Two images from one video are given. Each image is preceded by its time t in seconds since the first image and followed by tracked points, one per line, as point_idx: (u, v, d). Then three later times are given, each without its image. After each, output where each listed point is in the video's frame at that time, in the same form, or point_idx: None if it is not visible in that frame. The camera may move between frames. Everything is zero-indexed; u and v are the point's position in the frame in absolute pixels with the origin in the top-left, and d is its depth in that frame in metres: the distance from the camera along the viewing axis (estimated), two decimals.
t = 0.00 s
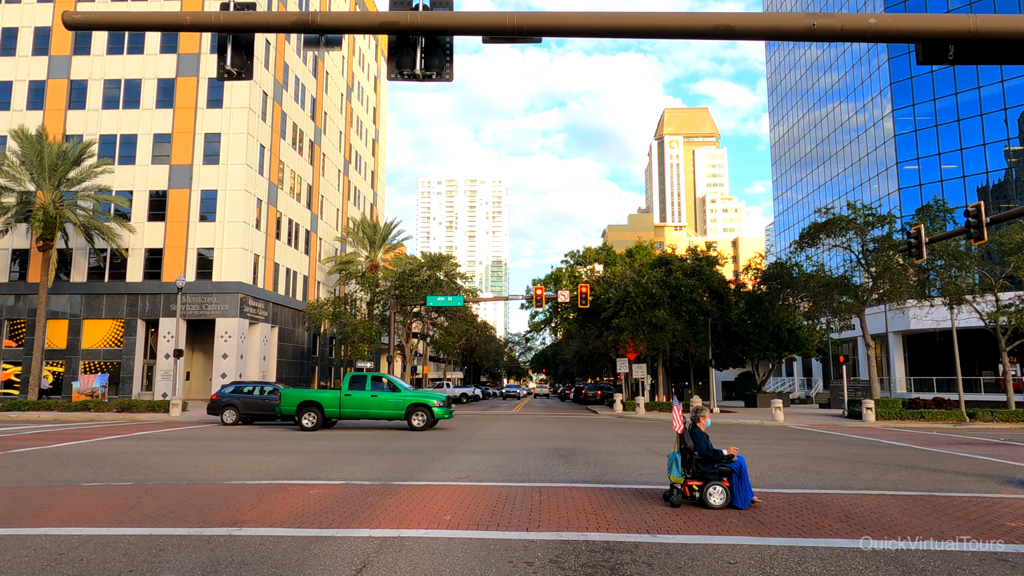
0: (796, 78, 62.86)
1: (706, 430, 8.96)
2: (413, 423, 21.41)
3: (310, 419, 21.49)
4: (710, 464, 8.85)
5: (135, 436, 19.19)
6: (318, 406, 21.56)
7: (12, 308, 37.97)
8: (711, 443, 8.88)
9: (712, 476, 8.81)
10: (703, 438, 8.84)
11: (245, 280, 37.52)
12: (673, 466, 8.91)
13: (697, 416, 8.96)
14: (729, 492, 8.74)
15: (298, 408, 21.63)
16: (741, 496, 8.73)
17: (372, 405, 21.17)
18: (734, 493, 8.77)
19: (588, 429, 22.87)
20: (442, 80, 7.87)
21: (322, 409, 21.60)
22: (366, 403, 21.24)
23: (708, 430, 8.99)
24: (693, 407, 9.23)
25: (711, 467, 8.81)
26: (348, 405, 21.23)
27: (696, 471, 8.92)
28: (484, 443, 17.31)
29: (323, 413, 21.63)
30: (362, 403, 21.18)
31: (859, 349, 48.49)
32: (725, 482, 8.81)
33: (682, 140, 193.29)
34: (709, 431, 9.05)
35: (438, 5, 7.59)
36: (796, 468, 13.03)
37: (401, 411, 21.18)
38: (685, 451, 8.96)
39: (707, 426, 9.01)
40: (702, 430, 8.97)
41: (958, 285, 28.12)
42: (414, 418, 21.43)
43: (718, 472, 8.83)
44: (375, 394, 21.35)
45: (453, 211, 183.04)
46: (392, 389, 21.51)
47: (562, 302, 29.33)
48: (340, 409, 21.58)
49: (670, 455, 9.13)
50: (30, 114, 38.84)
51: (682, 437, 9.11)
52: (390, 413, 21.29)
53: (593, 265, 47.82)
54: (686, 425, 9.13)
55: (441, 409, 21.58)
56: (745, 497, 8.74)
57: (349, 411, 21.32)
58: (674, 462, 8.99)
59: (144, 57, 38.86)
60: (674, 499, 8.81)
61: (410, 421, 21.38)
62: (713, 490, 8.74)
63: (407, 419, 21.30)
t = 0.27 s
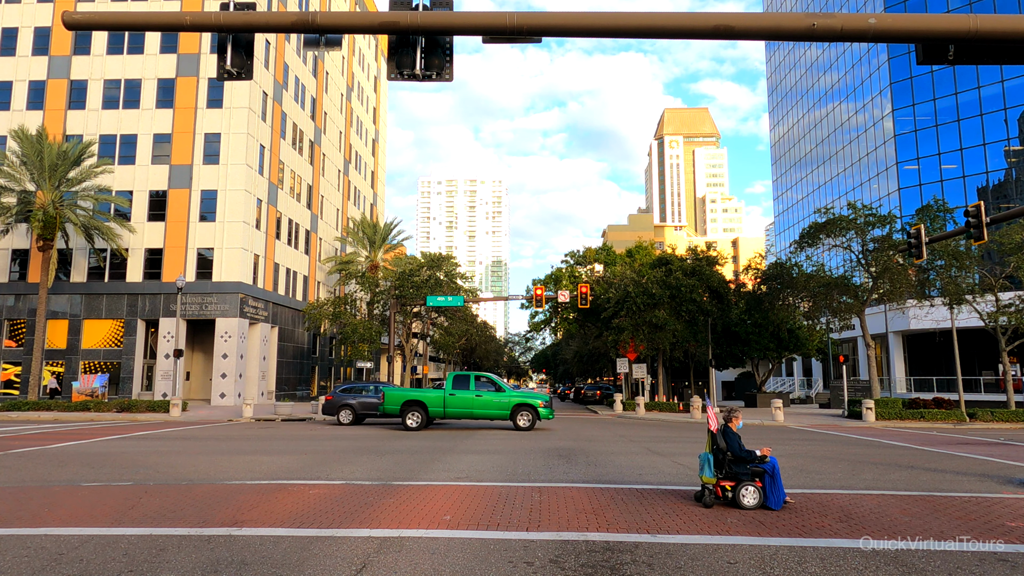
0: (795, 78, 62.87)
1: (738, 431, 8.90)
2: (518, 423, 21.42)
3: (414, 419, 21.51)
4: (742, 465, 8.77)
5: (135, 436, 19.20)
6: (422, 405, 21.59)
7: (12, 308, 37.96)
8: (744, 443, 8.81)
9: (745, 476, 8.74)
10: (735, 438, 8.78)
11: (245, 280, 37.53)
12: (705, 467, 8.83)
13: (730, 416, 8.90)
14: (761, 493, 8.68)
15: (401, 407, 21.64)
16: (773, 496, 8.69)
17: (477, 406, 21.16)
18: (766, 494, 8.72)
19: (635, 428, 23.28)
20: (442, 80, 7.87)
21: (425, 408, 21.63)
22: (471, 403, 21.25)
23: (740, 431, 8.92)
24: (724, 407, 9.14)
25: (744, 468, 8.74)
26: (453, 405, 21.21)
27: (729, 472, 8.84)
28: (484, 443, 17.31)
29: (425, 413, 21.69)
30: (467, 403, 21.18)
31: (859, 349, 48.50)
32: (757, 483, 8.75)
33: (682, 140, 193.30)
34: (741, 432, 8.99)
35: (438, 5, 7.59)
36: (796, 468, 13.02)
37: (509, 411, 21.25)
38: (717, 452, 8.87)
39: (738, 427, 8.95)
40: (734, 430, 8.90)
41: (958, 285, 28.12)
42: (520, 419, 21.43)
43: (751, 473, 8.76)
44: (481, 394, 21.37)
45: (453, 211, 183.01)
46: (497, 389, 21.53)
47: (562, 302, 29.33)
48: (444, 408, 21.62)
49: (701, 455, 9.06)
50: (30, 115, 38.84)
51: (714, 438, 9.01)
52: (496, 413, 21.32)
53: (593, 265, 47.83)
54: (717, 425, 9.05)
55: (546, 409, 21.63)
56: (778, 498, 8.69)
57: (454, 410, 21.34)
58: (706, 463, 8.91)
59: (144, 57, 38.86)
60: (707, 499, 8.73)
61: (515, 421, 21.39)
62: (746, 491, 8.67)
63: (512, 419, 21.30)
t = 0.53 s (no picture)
0: (795, 78, 62.86)
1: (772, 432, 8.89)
2: (621, 424, 21.55)
3: (520, 419, 21.67)
4: (776, 465, 8.79)
5: (135, 436, 19.19)
6: (527, 405, 21.72)
7: (12, 308, 37.97)
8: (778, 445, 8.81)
9: (778, 477, 8.73)
10: (769, 439, 8.78)
11: (245, 280, 37.53)
12: (738, 467, 8.87)
13: (763, 417, 8.90)
14: (795, 494, 8.65)
15: (507, 408, 21.87)
16: (808, 498, 8.62)
17: (584, 406, 21.33)
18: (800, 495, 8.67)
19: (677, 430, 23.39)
20: (442, 80, 7.87)
21: (530, 409, 21.84)
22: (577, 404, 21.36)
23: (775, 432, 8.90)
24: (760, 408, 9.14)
25: (777, 468, 8.75)
26: (560, 405, 21.38)
27: (763, 472, 8.86)
28: (484, 443, 17.30)
29: (530, 413, 21.82)
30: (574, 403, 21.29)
31: (859, 349, 48.52)
32: (791, 484, 8.73)
33: (682, 140, 193.28)
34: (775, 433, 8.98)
35: (438, 5, 7.59)
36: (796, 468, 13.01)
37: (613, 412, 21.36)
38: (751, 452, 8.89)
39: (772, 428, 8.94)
40: (768, 431, 8.89)
41: (958, 285, 28.11)
42: (625, 419, 21.48)
43: (784, 474, 8.75)
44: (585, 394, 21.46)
45: (453, 211, 182.97)
46: (601, 391, 21.62)
47: (562, 302, 29.33)
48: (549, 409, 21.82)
49: (735, 455, 9.08)
50: (30, 115, 38.85)
51: (748, 438, 9.04)
52: (602, 413, 21.43)
53: (593, 265, 47.84)
54: (751, 425, 9.05)
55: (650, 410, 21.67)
56: (812, 500, 8.62)
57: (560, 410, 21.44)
58: (738, 463, 8.94)
59: (144, 57, 38.86)
60: (739, 499, 8.78)
61: (620, 422, 21.43)
62: (779, 491, 8.67)
63: (618, 420, 21.45)
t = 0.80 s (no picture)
0: (795, 79, 62.86)
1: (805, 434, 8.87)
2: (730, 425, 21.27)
3: (626, 420, 21.52)
4: (809, 466, 8.74)
5: (135, 436, 19.19)
6: (633, 407, 21.56)
7: (12, 308, 37.97)
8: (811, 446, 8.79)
9: (812, 478, 8.68)
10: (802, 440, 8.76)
11: (245, 280, 37.52)
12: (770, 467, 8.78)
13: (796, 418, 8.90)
14: (829, 495, 8.57)
15: (613, 408, 21.69)
16: (841, 499, 8.56)
17: (691, 407, 21.11)
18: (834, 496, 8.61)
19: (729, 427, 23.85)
20: (443, 81, 7.88)
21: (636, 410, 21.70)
22: (684, 405, 21.18)
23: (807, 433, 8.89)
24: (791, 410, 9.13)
25: (811, 469, 8.70)
26: (667, 406, 21.22)
27: (796, 474, 8.79)
28: (484, 443, 17.30)
29: (635, 414, 21.66)
30: (682, 405, 21.13)
31: (859, 349, 48.52)
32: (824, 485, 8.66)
33: (682, 140, 193.23)
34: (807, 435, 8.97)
35: (438, 5, 7.59)
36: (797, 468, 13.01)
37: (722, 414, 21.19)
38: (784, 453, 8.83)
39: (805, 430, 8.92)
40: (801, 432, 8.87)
41: (958, 285, 28.11)
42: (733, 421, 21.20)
43: (818, 475, 8.70)
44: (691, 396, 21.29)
45: (453, 211, 182.94)
46: (708, 392, 21.43)
47: (562, 302, 29.32)
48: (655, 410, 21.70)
49: (766, 457, 9.01)
50: (30, 115, 38.85)
51: (779, 441, 9.00)
52: (708, 415, 21.23)
53: (593, 265, 47.84)
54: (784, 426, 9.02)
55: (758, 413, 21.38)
56: (846, 501, 8.56)
57: (667, 412, 21.27)
58: (771, 463, 8.87)
59: (144, 57, 38.86)
60: (774, 500, 8.66)
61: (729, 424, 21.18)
62: (813, 492, 8.58)
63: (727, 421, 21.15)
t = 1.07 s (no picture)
0: (795, 79, 62.84)
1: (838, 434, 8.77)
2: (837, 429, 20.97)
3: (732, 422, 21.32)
4: (843, 467, 8.67)
5: (135, 437, 19.19)
6: (739, 409, 21.34)
7: (12, 308, 37.97)
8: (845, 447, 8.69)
9: (846, 479, 8.62)
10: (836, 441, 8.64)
11: (245, 280, 37.52)
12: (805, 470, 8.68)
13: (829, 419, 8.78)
14: (863, 496, 8.55)
15: (719, 411, 21.41)
16: (876, 500, 8.54)
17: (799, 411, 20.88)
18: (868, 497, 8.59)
19: (758, 428, 23.84)
20: (442, 81, 7.87)
21: (742, 412, 21.51)
22: (790, 407, 21.01)
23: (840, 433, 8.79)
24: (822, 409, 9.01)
25: (845, 470, 8.63)
26: (774, 407, 21.03)
27: (829, 474, 8.71)
28: (485, 443, 17.30)
29: (742, 416, 21.45)
30: (789, 406, 20.95)
31: (860, 349, 48.52)
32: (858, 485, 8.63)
33: (682, 140, 193.24)
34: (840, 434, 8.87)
35: (438, 5, 7.59)
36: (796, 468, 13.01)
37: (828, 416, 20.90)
38: (818, 454, 8.72)
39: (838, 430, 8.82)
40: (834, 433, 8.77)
41: (958, 285, 28.11)
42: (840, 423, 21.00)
43: (852, 476, 8.64)
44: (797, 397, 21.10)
45: (453, 211, 182.92)
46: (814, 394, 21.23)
47: (562, 302, 29.32)
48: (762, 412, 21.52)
49: (798, 458, 8.90)
50: (30, 115, 38.85)
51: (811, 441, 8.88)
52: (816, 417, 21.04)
53: (593, 265, 47.84)
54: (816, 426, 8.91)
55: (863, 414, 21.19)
56: (880, 501, 8.55)
57: (774, 414, 21.09)
58: (805, 465, 8.78)
59: (144, 57, 38.86)
60: (808, 502, 8.59)
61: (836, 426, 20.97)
62: (847, 493, 8.55)
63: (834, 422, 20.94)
